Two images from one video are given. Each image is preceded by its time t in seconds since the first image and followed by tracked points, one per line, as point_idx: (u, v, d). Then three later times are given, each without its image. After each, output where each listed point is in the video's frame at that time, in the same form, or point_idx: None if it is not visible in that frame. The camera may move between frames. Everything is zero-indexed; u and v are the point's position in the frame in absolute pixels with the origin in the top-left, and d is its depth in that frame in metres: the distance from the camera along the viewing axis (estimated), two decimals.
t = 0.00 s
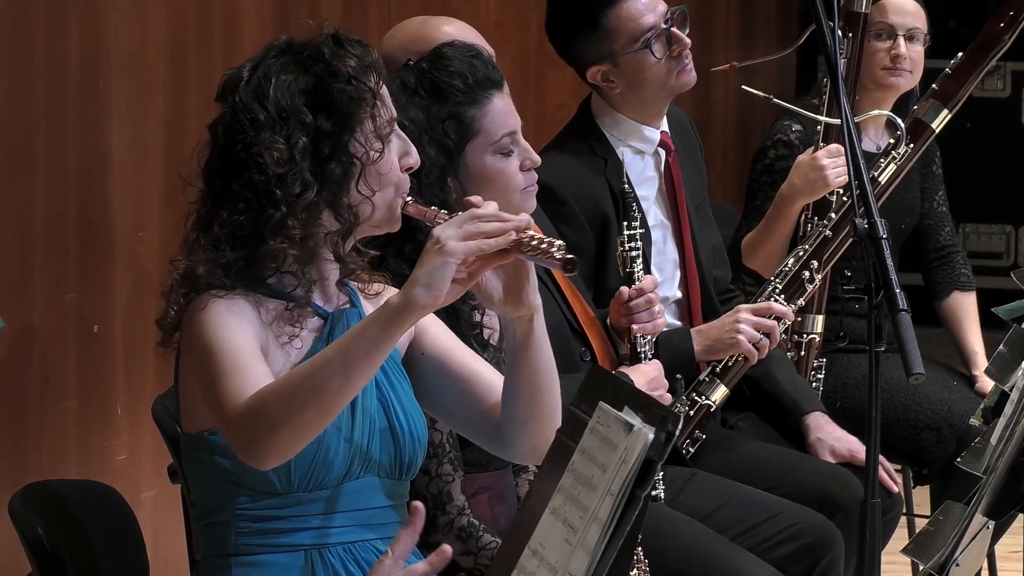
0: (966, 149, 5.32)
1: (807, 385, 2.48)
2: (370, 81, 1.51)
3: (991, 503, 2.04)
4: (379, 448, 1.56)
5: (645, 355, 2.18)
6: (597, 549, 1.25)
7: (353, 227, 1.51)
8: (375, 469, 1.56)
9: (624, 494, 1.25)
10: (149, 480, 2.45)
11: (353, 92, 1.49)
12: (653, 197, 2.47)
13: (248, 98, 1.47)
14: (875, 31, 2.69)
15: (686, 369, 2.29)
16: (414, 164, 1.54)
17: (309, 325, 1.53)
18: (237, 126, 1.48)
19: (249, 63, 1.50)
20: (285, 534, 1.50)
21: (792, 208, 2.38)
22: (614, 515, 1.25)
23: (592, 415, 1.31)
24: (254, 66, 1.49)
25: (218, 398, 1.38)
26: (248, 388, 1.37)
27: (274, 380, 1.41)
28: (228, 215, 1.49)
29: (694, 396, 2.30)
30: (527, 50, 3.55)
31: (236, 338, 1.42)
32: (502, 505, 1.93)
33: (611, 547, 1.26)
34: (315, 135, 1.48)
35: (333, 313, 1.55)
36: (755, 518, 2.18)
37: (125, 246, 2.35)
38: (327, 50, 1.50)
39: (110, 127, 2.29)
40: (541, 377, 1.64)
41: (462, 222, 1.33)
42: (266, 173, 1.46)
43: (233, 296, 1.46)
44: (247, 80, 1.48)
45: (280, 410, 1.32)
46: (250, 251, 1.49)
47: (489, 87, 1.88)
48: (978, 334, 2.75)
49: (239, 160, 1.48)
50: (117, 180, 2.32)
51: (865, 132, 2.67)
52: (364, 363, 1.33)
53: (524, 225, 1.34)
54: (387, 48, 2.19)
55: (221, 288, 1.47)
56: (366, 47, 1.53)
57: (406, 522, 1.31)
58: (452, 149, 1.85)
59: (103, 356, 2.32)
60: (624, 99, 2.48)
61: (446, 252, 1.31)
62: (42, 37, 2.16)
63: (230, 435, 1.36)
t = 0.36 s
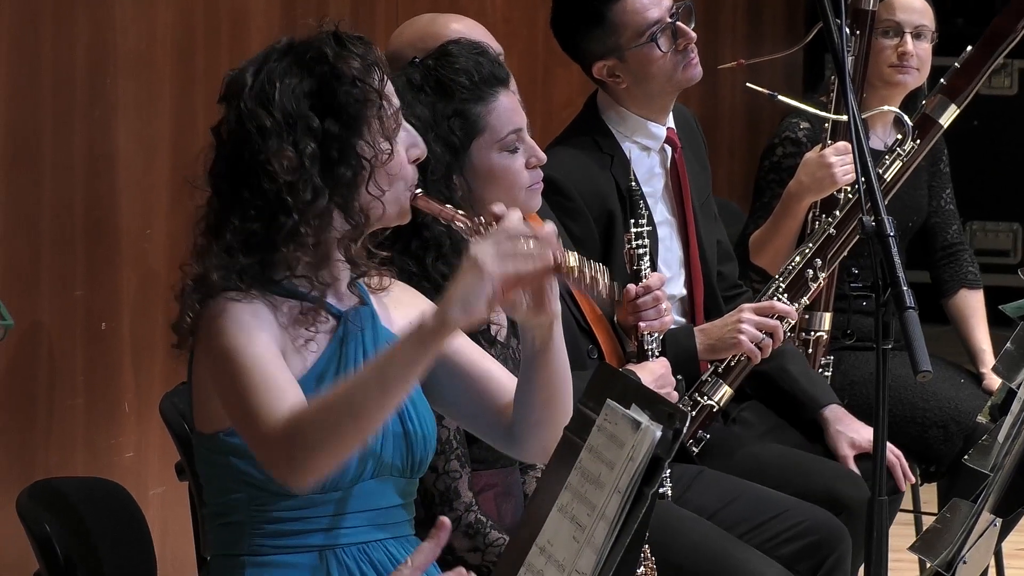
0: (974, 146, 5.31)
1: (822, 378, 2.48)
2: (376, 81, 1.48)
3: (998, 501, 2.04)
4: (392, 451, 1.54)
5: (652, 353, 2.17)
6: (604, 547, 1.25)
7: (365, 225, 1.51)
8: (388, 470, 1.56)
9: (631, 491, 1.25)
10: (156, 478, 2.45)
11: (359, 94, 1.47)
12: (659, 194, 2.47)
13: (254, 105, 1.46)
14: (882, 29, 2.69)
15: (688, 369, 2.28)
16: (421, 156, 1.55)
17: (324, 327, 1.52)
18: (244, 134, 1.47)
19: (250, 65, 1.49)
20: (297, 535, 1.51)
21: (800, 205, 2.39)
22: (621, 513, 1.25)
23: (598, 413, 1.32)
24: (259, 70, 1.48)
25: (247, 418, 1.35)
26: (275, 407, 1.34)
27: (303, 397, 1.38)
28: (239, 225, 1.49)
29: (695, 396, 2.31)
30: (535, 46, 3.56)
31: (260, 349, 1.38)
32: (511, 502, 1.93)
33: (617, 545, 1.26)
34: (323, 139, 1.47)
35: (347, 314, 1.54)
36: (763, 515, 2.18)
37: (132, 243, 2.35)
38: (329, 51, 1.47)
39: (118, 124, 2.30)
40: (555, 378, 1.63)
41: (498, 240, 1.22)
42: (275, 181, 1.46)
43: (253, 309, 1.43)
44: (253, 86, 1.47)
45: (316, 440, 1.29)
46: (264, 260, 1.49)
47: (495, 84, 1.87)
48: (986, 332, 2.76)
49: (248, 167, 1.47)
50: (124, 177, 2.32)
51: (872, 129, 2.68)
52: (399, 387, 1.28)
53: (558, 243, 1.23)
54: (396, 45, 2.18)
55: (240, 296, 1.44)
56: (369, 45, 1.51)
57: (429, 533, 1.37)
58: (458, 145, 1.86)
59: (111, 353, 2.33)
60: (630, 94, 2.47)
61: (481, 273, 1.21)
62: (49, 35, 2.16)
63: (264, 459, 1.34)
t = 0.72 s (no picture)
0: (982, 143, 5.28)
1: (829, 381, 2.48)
2: (416, 107, 1.46)
3: (1006, 499, 2.02)
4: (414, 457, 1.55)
5: (661, 350, 2.17)
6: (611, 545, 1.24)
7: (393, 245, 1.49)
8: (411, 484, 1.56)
9: (639, 489, 1.23)
10: (164, 476, 2.45)
11: (397, 119, 1.45)
12: (658, 191, 2.46)
13: (290, 116, 1.43)
14: (889, 28, 2.70)
15: (689, 369, 2.30)
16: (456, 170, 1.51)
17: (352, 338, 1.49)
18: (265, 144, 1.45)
19: (292, 68, 1.47)
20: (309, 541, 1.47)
21: (807, 202, 2.40)
22: (629, 511, 1.23)
23: (605, 411, 1.29)
24: (297, 80, 1.45)
25: (273, 481, 1.34)
26: (300, 481, 1.32)
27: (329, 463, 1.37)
28: (265, 239, 1.46)
29: (697, 397, 2.31)
30: (542, 42, 3.55)
31: (290, 398, 1.35)
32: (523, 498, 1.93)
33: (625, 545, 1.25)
34: (357, 160, 1.45)
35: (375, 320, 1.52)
36: (771, 513, 2.18)
37: (139, 242, 2.35)
38: (374, 70, 1.45)
39: (125, 124, 2.30)
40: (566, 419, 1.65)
41: (509, 346, 1.23)
42: (305, 201, 1.43)
43: (285, 346, 1.38)
44: (292, 97, 1.44)
45: (342, 527, 1.30)
46: (294, 274, 1.45)
47: (506, 84, 1.87)
48: (992, 329, 2.75)
49: (278, 184, 1.44)
50: (131, 177, 2.32)
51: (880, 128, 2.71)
52: (422, 481, 1.28)
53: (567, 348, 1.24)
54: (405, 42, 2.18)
55: (273, 322, 1.39)
56: (411, 67, 1.48)
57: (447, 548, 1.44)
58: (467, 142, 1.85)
59: (118, 352, 2.33)
60: (626, 93, 2.46)
61: (495, 386, 1.23)
62: (56, 34, 2.16)
63: (285, 530, 1.33)
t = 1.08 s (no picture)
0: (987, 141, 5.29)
1: (835, 378, 2.48)
2: (462, 132, 1.46)
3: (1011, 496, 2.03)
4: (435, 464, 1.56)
5: (666, 347, 2.19)
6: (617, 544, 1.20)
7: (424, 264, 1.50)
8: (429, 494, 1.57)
9: (644, 487, 1.19)
10: (170, 473, 2.45)
11: (441, 145, 1.45)
12: (663, 187, 2.47)
13: (336, 130, 1.44)
14: (892, 31, 2.69)
15: (693, 365, 2.30)
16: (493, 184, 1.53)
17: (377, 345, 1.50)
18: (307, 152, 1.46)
19: (345, 82, 1.47)
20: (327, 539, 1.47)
21: (814, 200, 2.41)
22: (634, 510, 1.20)
23: (611, 408, 1.24)
24: (348, 91, 1.46)
25: (288, 497, 1.35)
26: (314, 501, 1.33)
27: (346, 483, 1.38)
28: (303, 253, 1.46)
29: (700, 394, 2.29)
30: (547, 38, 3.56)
31: (312, 415, 1.35)
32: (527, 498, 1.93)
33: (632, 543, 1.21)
34: (398, 180, 1.45)
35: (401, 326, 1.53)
36: (776, 511, 2.18)
37: (145, 241, 2.35)
38: (423, 93, 1.45)
39: (131, 124, 2.30)
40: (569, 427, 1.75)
41: (533, 393, 1.23)
42: (344, 218, 1.43)
43: (310, 363, 1.38)
44: (338, 110, 1.45)
45: (352, 553, 1.31)
46: (328, 283, 1.44)
47: (523, 87, 1.81)
48: (999, 327, 2.76)
49: (321, 199, 1.45)
50: (137, 174, 2.32)
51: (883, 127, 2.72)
52: (437, 515, 1.29)
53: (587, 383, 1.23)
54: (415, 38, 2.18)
55: (299, 336, 1.38)
56: (460, 89, 1.48)
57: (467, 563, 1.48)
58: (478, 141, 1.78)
59: (123, 349, 2.33)
60: (629, 89, 2.45)
61: (513, 436, 1.23)
62: (62, 34, 2.16)
63: (296, 546, 1.34)
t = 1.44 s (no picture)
0: (992, 138, 5.28)
1: (839, 374, 2.49)
2: (495, 148, 1.44)
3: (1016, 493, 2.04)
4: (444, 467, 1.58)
5: (671, 346, 2.15)
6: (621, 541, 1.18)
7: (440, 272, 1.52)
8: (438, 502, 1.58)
9: (648, 484, 1.16)
10: (176, 471, 2.45)
11: (473, 160, 1.43)
12: (673, 184, 2.47)
13: (370, 131, 1.43)
14: (898, 27, 2.70)
15: (700, 362, 2.31)
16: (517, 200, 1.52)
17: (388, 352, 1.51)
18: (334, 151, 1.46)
19: (386, 85, 1.46)
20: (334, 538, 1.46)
21: (819, 197, 2.40)
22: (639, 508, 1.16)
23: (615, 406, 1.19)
24: (388, 94, 1.44)
25: (284, 499, 1.36)
26: (310, 507, 1.34)
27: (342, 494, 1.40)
28: (326, 253, 1.46)
29: (708, 390, 2.28)
30: (553, 35, 3.55)
31: (317, 422, 1.36)
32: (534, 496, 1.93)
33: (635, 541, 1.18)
34: (427, 190, 1.44)
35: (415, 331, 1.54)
36: (781, 508, 2.18)
37: (151, 239, 2.35)
38: (460, 105, 1.43)
39: (136, 122, 2.30)
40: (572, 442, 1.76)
41: (528, 427, 1.28)
42: (372, 220, 1.42)
43: (318, 370, 1.39)
44: (375, 112, 1.44)
45: (342, 562, 1.33)
46: (346, 284, 1.45)
47: (543, 92, 1.76)
48: (1004, 324, 2.76)
49: (350, 201, 1.44)
50: (143, 170, 2.32)
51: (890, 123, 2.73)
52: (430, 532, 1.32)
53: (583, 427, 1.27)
54: (422, 34, 2.18)
55: (312, 341, 1.40)
56: (498, 105, 1.46)
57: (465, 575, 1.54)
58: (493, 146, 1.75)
59: (129, 347, 2.33)
60: (643, 82, 2.46)
61: (507, 467, 1.27)
62: (68, 31, 2.16)
63: (285, 550, 1.36)
